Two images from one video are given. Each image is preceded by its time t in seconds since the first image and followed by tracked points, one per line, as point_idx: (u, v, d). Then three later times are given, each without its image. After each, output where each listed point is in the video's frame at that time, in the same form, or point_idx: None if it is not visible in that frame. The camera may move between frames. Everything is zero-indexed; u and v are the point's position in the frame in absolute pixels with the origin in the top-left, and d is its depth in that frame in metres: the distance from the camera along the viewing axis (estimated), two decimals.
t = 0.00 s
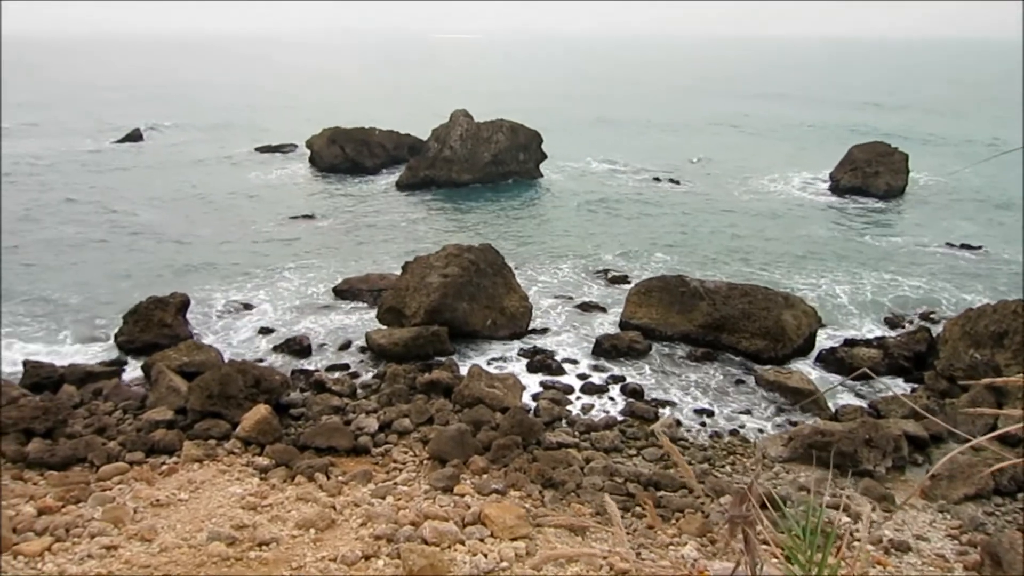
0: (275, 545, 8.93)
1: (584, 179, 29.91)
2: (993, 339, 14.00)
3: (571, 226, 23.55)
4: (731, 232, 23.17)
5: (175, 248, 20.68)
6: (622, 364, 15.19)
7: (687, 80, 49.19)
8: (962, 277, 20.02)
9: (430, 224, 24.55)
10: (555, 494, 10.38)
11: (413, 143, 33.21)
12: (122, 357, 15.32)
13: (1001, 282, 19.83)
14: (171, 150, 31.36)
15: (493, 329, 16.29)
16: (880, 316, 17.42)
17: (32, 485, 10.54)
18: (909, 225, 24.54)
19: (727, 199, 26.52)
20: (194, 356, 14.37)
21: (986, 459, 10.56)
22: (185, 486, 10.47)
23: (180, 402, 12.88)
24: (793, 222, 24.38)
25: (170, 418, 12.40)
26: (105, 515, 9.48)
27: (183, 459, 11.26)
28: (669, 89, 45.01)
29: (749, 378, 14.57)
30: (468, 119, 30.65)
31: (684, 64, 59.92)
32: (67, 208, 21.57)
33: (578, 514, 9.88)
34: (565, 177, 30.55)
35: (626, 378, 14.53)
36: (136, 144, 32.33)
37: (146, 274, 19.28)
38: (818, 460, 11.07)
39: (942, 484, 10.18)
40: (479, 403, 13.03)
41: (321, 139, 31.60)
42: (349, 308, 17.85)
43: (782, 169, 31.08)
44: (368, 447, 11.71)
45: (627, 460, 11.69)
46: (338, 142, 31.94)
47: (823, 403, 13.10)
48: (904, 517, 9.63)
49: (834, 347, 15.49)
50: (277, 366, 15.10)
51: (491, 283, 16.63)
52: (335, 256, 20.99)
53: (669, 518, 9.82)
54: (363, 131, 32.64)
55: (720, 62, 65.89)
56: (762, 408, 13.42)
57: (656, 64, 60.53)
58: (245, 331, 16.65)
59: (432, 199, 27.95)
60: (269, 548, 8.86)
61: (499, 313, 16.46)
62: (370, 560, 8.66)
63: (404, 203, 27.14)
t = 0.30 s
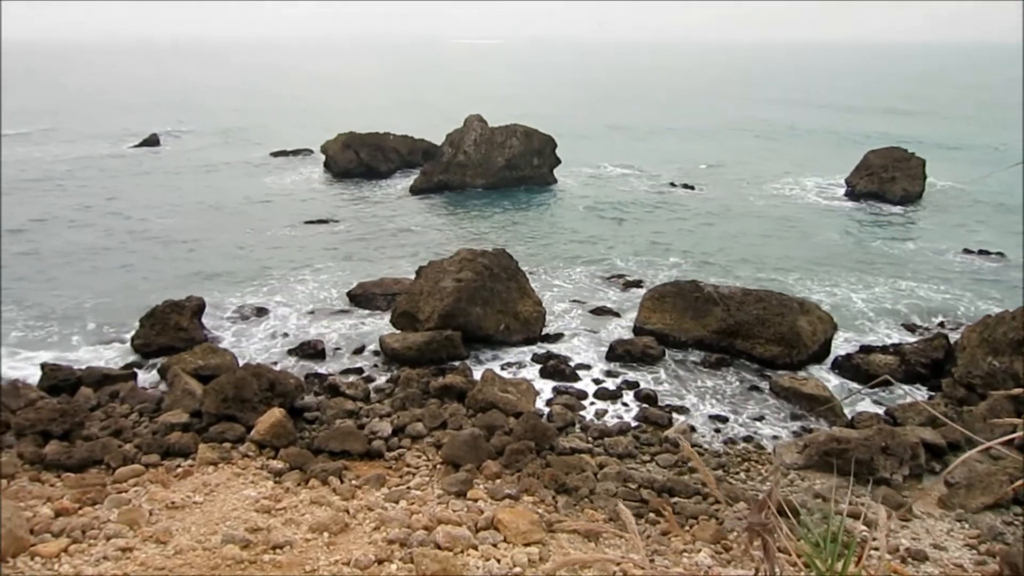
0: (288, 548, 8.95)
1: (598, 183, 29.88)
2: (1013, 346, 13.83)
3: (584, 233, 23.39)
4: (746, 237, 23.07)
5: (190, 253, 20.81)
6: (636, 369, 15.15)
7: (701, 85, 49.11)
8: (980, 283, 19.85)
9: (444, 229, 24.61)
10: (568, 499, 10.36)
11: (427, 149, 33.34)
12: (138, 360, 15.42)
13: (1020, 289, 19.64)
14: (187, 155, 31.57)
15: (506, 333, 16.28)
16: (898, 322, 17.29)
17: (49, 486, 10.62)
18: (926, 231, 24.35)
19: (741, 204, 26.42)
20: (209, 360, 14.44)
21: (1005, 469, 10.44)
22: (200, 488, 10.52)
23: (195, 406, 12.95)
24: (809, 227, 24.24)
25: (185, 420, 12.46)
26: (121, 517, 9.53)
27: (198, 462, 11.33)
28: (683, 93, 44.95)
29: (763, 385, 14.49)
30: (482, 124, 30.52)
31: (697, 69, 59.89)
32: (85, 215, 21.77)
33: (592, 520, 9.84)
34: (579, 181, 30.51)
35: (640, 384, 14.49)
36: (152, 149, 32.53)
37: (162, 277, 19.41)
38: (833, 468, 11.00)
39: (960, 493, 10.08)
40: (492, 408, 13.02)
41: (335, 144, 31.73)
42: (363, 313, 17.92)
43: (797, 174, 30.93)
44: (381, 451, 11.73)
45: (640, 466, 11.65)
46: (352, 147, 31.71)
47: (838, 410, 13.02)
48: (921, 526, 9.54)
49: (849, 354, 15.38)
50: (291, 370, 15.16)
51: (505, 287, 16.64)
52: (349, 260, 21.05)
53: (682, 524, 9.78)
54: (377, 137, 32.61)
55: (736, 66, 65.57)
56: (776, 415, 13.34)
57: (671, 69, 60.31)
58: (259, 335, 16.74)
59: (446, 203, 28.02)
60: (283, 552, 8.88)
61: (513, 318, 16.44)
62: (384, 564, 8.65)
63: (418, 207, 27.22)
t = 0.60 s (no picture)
0: (303, 550, 8.98)
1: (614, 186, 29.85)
2: None
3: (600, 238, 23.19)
4: (762, 243, 22.97)
5: (208, 254, 21.00)
6: (651, 374, 15.12)
7: (719, 89, 49.01)
8: (1000, 292, 19.67)
9: (460, 232, 24.67)
10: (582, 504, 10.35)
11: (444, 152, 33.44)
12: (155, 361, 15.57)
13: None
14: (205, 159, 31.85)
15: (521, 338, 16.29)
16: (917, 331, 17.22)
17: (67, 486, 10.73)
18: (945, 238, 24.16)
19: (758, 209, 26.31)
20: (226, 362, 14.54)
21: None
22: (216, 489, 10.59)
23: (212, 407, 13.04)
24: (826, 232, 24.10)
25: (202, 422, 12.56)
26: (138, 518, 9.61)
27: (214, 463, 11.40)
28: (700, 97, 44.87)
29: (779, 392, 14.41)
30: (499, 128, 30.68)
31: (714, 72, 59.78)
32: (105, 218, 22.02)
33: (606, 525, 9.81)
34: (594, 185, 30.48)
35: (655, 389, 14.45)
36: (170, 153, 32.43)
37: (180, 279, 19.58)
38: (850, 476, 10.93)
39: (979, 503, 9.98)
40: (506, 411, 13.03)
41: (352, 148, 31.90)
42: (378, 317, 18.01)
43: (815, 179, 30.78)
44: (396, 454, 11.76)
45: (655, 472, 11.62)
46: (369, 151, 31.72)
47: (856, 417, 12.93)
48: (939, 535, 9.45)
49: (867, 360, 15.28)
50: (307, 372, 15.25)
51: (520, 291, 16.64)
52: (365, 262, 21.14)
53: (696, 530, 9.74)
54: (394, 140, 32.63)
55: (751, 70, 65.21)
56: (793, 422, 13.24)
57: (686, 72, 60.12)
58: (276, 338, 16.85)
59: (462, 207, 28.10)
60: (297, 553, 8.92)
61: (529, 322, 16.42)
62: (397, 567, 8.67)
63: (434, 211, 27.33)
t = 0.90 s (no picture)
0: (316, 551, 9.02)
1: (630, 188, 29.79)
2: None
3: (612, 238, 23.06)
4: (778, 247, 22.85)
5: (225, 253, 21.15)
6: (665, 379, 15.07)
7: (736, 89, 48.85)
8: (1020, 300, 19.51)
9: (474, 233, 24.72)
10: (594, 508, 10.33)
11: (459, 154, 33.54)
12: (171, 361, 15.70)
13: None
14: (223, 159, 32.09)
15: (535, 340, 16.30)
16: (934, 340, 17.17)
17: (83, 484, 10.83)
18: (963, 245, 23.98)
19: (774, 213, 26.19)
20: (240, 362, 14.62)
21: None
22: (230, 489, 10.65)
23: (226, 407, 13.13)
24: (843, 237, 23.96)
25: (216, 422, 12.64)
26: (152, 516, 9.68)
27: (228, 462, 11.47)
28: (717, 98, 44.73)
29: (794, 398, 14.32)
30: (514, 131, 31.01)
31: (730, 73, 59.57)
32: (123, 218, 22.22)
33: (619, 529, 9.79)
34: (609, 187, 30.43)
35: (669, 393, 14.42)
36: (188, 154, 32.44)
37: (196, 278, 19.73)
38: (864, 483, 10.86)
39: (996, 512, 9.88)
40: (519, 414, 13.02)
41: (368, 150, 32.03)
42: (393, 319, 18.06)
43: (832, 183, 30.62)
44: (409, 455, 11.78)
45: (667, 476, 11.59)
46: (384, 153, 32.02)
47: (871, 424, 12.85)
48: (954, 545, 9.37)
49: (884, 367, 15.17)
50: (321, 373, 15.34)
51: (534, 293, 16.64)
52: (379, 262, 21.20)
53: (709, 536, 9.71)
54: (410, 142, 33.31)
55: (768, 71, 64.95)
56: (808, 429, 13.17)
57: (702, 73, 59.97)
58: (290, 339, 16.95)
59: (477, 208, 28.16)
60: (309, 553, 8.95)
61: (543, 325, 16.42)
62: (409, 568, 8.68)
63: (449, 211, 27.42)
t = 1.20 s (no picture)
0: (328, 551, 9.05)
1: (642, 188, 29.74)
2: None
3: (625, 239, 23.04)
4: (791, 249, 22.74)
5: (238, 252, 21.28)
6: (677, 381, 15.03)
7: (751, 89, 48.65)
8: None
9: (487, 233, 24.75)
10: (606, 510, 10.32)
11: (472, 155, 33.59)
12: (185, 361, 15.82)
13: None
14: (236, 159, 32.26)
15: (547, 341, 16.30)
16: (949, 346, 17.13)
17: (98, 483, 10.92)
18: (979, 248, 23.83)
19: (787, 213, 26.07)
20: (254, 362, 14.69)
21: None
22: (243, 488, 10.71)
23: (240, 407, 13.20)
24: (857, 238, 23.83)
25: (230, 422, 12.71)
26: (166, 516, 9.75)
27: (241, 462, 11.53)
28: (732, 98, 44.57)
29: (808, 401, 14.24)
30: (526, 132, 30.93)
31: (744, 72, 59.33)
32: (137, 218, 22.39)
33: (631, 531, 9.77)
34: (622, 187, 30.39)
35: (681, 395, 14.39)
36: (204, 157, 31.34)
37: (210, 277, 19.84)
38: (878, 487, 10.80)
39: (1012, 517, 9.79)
40: (531, 415, 13.03)
41: (381, 151, 32.10)
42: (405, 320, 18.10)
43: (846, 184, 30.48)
44: (420, 456, 11.81)
45: (679, 478, 11.56)
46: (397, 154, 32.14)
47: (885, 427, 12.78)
48: (969, 551, 9.30)
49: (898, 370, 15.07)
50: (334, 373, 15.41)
51: (546, 295, 16.63)
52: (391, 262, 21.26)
53: (720, 539, 9.68)
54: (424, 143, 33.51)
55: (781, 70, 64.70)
56: (821, 432, 13.11)
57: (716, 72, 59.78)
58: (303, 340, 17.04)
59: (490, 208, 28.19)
60: (322, 553, 8.98)
61: (554, 326, 16.45)
62: (421, 569, 8.69)
63: (462, 211, 27.48)
